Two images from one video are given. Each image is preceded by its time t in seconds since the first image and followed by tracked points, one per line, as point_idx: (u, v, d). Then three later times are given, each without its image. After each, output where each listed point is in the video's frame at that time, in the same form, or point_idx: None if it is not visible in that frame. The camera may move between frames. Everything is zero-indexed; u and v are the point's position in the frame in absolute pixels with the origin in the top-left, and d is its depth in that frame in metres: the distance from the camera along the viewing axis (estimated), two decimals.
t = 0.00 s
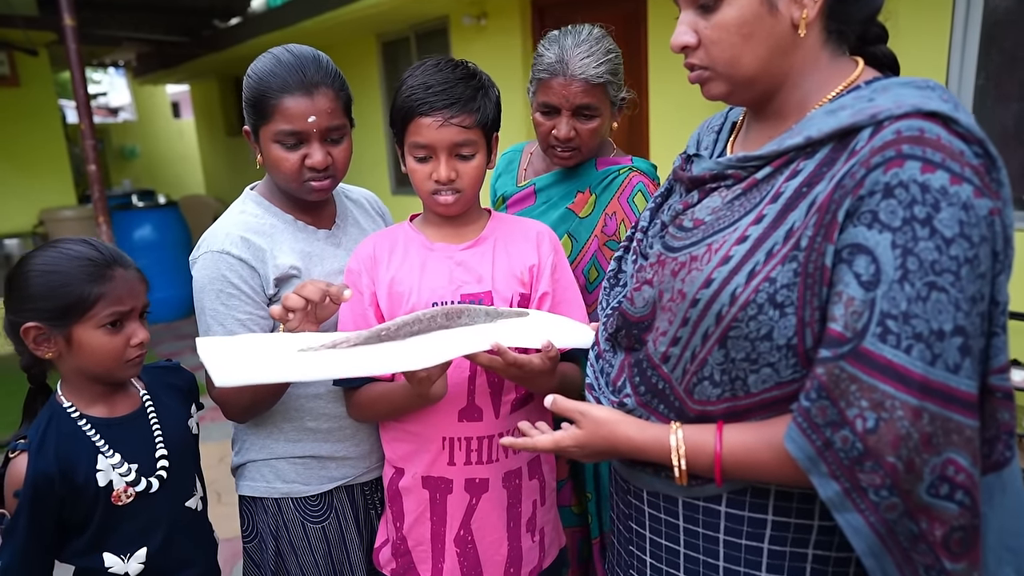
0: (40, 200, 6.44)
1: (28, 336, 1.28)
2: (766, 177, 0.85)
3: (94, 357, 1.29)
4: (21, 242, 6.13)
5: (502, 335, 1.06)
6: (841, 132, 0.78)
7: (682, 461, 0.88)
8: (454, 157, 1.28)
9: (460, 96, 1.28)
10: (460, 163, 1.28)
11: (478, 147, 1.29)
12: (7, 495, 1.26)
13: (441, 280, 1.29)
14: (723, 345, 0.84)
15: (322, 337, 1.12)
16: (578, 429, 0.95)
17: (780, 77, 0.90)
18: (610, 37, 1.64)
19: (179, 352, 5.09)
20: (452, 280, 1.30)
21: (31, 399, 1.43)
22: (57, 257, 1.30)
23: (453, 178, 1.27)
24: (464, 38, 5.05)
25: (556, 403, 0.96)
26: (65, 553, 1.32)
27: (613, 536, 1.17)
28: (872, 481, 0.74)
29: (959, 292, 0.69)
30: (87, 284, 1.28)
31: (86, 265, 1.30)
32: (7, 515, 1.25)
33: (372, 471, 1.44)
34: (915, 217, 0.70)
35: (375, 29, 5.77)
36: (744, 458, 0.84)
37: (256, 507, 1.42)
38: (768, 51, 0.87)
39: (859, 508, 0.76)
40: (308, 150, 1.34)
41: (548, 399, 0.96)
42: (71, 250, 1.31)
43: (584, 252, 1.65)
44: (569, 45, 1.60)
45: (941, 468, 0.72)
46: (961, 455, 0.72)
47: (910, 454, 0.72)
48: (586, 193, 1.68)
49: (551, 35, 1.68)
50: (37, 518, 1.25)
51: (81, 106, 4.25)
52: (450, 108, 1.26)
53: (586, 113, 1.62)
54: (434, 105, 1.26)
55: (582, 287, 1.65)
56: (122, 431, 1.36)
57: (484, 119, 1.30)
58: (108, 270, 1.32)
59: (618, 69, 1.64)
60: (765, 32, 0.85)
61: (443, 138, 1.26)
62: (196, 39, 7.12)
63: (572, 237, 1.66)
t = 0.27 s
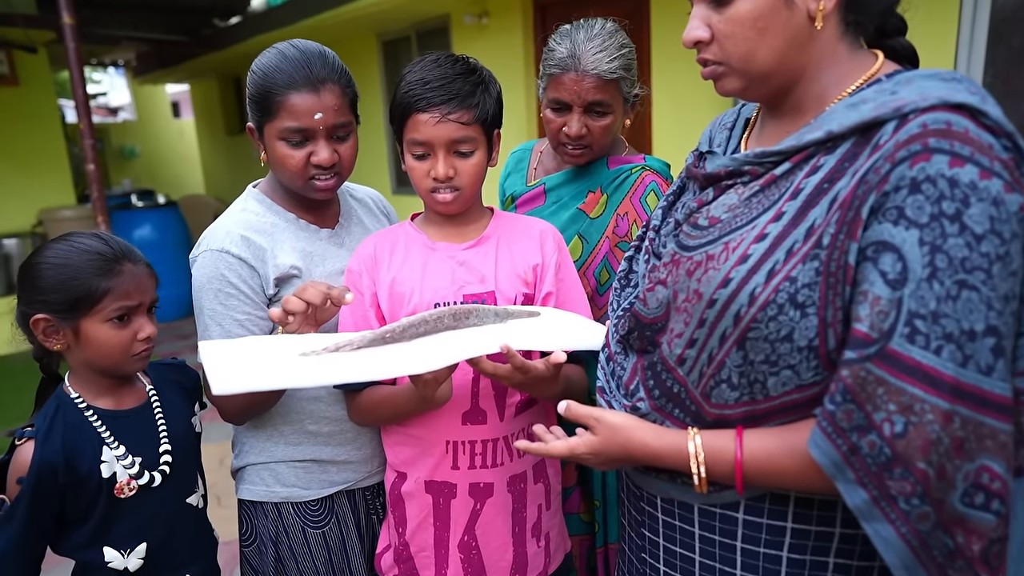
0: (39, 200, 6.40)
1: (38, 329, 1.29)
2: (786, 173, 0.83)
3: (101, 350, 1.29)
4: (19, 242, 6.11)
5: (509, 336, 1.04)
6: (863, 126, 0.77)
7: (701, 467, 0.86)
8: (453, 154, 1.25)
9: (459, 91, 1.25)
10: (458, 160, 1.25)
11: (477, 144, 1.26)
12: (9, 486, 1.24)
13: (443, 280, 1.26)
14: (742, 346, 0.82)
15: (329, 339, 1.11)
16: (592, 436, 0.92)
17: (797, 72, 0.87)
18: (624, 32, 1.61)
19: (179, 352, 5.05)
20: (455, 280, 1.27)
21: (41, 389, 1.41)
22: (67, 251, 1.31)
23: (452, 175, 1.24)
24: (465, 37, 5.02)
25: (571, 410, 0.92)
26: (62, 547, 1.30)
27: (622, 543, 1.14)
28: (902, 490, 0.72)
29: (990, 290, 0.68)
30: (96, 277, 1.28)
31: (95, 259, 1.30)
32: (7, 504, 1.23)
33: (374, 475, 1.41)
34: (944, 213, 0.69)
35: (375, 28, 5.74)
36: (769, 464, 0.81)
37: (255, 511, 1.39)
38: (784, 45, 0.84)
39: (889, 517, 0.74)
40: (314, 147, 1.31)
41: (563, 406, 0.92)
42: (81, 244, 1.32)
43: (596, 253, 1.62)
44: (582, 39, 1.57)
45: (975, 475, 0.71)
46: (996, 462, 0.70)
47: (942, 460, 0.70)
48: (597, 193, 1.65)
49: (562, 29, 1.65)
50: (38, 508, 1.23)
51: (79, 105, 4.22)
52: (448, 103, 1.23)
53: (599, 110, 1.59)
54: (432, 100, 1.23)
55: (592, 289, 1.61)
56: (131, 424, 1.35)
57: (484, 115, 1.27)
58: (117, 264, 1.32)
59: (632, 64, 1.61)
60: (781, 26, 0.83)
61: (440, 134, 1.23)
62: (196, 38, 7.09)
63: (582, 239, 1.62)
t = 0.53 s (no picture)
0: (37, 202, 6.38)
1: (35, 341, 1.26)
2: (802, 190, 0.81)
3: (98, 360, 1.27)
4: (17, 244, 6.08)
5: (508, 356, 1.01)
6: (884, 142, 0.75)
7: (717, 500, 0.84)
8: (445, 166, 1.22)
9: (449, 102, 1.22)
10: (451, 172, 1.22)
11: (470, 155, 1.23)
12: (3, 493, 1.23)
13: (439, 293, 1.24)
14: (756, 372, 0.81)
15: (325, 356, 1.08)
16: (602, 466, 0.91)
17: (809, 85, 0.84)
18: (622, 36, 1.59)
19: (178, 355, 5.03)
20: (451, 294, 1.24)
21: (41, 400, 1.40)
22: (61, 262, 1.28)
23: (445, 188, 1.21)
24: (465, 38, 4.99)
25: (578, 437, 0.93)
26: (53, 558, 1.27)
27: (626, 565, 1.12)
28: (930, 527, 0.70)
29: (1020, 317, 0.67)
30: (90, 287, 1.26)
31: (89, 268, 1.27)
32: None
33: (370, 492, 1.38)
34: (971, 236, 0.67)
35: (374, 29, 5.71)
36: (784, 497, 0.80)
37: (249, 529, 1.36)
38: (796, 58, 0.81)
39: (916, 556, 0.72)
40: (308, 159, 1.28)
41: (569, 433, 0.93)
42: (76, 253, 1.29)
43: (595, 264, 1.59)
44: (579, 44, 1.54)
45: (1004, 512, 0.69)
46: None
47: (972, 496, 0.68)
48: (597, 202, 1.62)
49: (559, 34, 1.62)
50: (27, 517, 1.21)
51: (76, 107, 4.19)
52: (439, 114, 1.21)
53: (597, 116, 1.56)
54: (422, 112, 1.21)
55: (592, 301, 1.58)
56: (126, 436, 1.32)
57: (476, 125, 1.24)
58: (111, 273, 1.29)
59: (631, 69, 1.58)
60: (793, 38, 0.80)
61: (431, 146, 1.20)
62: (194, 39, 7.06)
63: (582, 249, 1.60)
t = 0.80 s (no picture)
0: (36, 204, 6.37)
1: (31, 348, 1.25)
2: (825, 201, 0.80)
3: (95, 364, 1.25)
4: (16, 246, 6.08)
5: (507, 371, 1.00)
6: (911, 152, 0.74)
7: (740, 522, 0.83)
8: (444, 173, 1.21)
9: (448, 108, 1.21)
10: (450, 178, 1.21)
11: (469, 161, 1.22)
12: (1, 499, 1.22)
13: (439, 300, 1.23)
14: (777, 388, 0.80)
15: (324, 369, 1.07)
16: (618, 487, 0.89)
17: (827, 94, 0.83)
18: (617, 40, 1.58)
19: (176, 357, 5.02)
20: (450, 300, 1.23)
21: (39, 410, 1.39)
22: (51, 268, 1.27)
23: (444, 195, 1.20)
24: (464, 39, 4.98)
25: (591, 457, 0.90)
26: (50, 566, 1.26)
27: None
28: (966, 552, 0.70)
29: None
30: (82, 290, 1.24)
31: (80, 272, 1.26)
32: None
33: (368, 500, 1.37)
34: (1005, 250, 0.67)
35: (373, 30, 5.70)
36: (810, 519, 0.79)
37: (245, 538, 1.35)
38: (811, 67, 0.80)
39: None
40: (306, 166, 1.27)
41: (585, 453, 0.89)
42: (67, 259, 1.28)
43: (593, 268, 1.57)
44: (575, 49, 1.54)
45: None
46: None
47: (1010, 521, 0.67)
48: (594, 207, 1.61)
49: (555, 39, 1.62)
50: (25, 522, 1.20)
51: (74, 109, 4.17)
52: (438, 120, 1.19)
53: (593, 121, 1.55)
54: (421, 118, 1.19)
55: (591, 306, 1.57)
56: (125, 442, 1.31)
57: (475, 130, 1.23)
58: (103, 276, 1.28)
59: (627, 73, 1.58)
60: (808, 47, 0.79)
61: (430, 153, 1.19)
62: (193, 40, 7.05)
63: (580, 254, 1.58)
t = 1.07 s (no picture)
0: (38, 205, 6.38)
1: (30, 354, 1.26)
2: (854, 210, 0.81)
3: (94, 368, 1.26)
4: (18, 247, 6.09)
5: (511, 376, 1.01)
6: (944, 161, 0.74)
7: (770, 537, 0.84)
8: (445, 175, 1.21)
9: (450, 110, 1.21)
10: (451, 180, 1.22)
11: (470, 163, 1.22)
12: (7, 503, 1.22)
13: (440, 302, 1.23)
14: (805, 402, 0.80)
15: (330, 370, 1.08)
16: (644, 500, 0.90)
17: (852, 97, 0.83)
18: (613, 41, 1.58)
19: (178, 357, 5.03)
20: (451, 302, 1.23)
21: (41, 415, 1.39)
22: (47, 273, 1.27)
23: (445, 198, 1.21)
24: (465, 40, 4.98)
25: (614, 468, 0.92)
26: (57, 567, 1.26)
27: None
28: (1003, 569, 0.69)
29: None
30: (79, 295, 1.25)
31: (76, 276, 1.26)
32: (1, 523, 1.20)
33: (369, 501, 1.38)
34: None
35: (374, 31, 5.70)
36: (841, 533, 0.79)
37: (247, 539, 1.36)
38: (834, 72, 0.80)
39: None
40: (308, 168, 1.27)
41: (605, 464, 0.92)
42: (63, 263, 1.28)
43: (591, 269, 1.58)
44: (571, 49, 1.54)
45: None
46: None
47: None
48: (591, 207, 1.61)
49: (552, 40, 1.62)
50: (31, 528, 1.20)
51: (75, 109, 4.18)
52: (439, 123, 1.20)
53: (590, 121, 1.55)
54: (423, 121, 1.20)
55: (590, 306, 1.58)
56: (129, 445, 1.31)
57: (477, 133, 1.23)
58: (100, 279, 1.28)
59: (623, 73, 1.58)
60: (829, 53, 0.79)
61: (432, 156, 1.19)
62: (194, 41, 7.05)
63: (577, 255, 1.59)
